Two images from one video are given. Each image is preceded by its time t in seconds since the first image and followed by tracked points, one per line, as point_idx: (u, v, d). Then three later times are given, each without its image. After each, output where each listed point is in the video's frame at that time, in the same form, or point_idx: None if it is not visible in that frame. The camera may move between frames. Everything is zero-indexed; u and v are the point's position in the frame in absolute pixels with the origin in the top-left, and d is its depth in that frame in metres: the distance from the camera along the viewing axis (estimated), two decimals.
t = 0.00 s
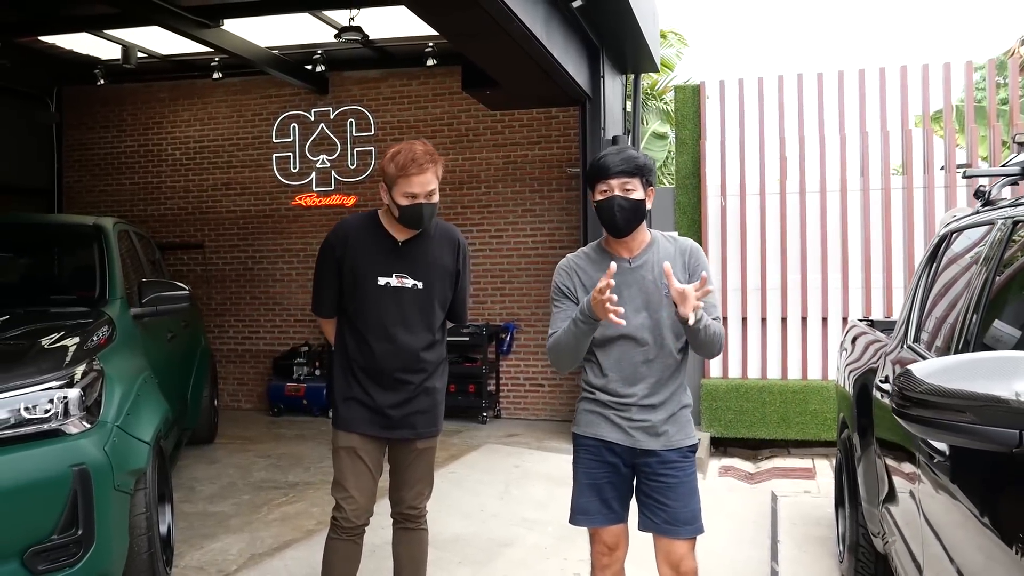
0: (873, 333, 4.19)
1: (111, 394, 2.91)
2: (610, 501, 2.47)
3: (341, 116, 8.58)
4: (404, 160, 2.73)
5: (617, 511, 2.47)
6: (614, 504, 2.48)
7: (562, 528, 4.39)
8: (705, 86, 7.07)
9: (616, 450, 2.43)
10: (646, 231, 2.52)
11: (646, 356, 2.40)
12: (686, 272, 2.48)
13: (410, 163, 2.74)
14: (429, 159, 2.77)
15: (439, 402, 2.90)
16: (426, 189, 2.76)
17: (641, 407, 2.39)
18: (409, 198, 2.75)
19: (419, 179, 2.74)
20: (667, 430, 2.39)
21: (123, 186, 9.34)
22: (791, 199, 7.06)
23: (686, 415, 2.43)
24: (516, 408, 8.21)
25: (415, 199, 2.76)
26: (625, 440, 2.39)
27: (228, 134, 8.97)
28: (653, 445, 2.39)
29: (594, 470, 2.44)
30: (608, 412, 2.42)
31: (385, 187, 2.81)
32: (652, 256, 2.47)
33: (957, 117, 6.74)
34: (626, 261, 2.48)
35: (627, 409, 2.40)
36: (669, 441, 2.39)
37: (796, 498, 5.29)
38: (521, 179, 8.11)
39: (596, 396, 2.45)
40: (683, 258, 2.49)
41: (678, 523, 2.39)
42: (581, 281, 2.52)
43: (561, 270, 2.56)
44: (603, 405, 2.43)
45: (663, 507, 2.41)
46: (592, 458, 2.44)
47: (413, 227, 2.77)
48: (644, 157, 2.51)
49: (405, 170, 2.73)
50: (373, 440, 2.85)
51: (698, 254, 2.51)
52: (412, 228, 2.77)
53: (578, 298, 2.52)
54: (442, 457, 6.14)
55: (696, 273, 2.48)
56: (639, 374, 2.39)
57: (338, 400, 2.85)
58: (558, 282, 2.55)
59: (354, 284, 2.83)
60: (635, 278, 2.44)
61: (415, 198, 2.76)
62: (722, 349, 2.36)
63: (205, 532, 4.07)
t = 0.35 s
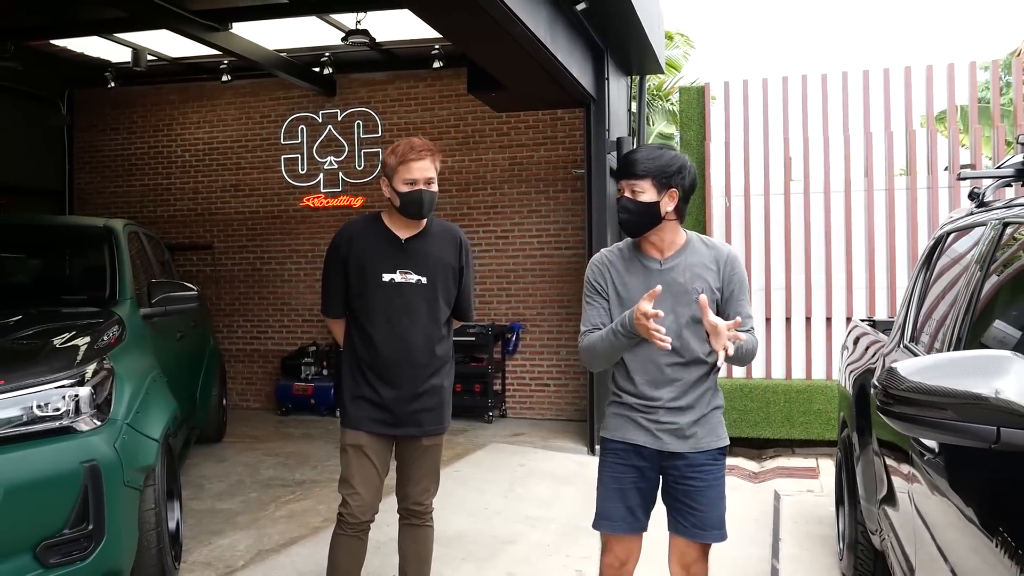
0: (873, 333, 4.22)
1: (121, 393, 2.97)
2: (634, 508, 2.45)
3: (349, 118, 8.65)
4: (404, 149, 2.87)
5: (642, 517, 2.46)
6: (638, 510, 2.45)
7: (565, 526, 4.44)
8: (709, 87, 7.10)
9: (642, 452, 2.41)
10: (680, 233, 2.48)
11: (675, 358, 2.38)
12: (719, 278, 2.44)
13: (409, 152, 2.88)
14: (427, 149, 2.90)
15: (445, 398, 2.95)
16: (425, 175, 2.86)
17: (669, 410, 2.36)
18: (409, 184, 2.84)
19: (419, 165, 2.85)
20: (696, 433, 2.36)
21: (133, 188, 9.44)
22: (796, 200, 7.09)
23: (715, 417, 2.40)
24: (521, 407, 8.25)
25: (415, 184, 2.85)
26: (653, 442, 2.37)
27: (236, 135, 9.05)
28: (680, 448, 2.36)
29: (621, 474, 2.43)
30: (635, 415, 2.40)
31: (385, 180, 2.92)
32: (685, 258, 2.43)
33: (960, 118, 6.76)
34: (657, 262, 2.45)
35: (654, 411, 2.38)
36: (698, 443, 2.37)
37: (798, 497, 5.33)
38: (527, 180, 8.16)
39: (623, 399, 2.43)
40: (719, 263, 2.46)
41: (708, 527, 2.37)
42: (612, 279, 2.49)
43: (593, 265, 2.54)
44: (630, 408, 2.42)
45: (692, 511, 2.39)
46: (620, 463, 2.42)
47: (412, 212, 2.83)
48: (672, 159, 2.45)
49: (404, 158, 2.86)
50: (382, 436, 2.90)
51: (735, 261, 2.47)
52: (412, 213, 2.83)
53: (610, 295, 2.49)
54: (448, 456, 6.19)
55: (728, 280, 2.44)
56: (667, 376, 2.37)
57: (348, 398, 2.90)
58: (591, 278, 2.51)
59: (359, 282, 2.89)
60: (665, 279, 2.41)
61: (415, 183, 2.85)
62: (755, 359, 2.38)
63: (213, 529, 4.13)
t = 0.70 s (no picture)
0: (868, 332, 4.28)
1: (128, 389, 3.05)
2: (648, 500, 2.37)
3: (352, 119, 8.73)
4: (399, 145, 3.00)
5: (655, 512, 2.37)
6: (651, 504, 2.38)
7: (564, 523, 4.50)
8: (709, 89, 7.15)
9: (651, 450, 2.40)
10: (694, 239, 2.40)
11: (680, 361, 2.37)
12: (730, 289, 2.35)
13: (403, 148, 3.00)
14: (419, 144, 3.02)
15: (443, 393, 3.01)
16: (419, 167, 2.96)
17: (676, 409, 2.36)
18: (403, 175, 2.94)
19: (412, 157, 2.96)
20: (703, 435, 2.33)
21: (138, 188, 9.52)
22: (794, 201, 7.14)
23: (726, 420, 2.36)
24: (522, 405, 8.32)
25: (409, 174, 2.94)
26: (659, 441, 2.37)
27: (240, 136, 9.13)
28: (688, 449, 2.35)
29: (632, 466, 2.39)
30: (645, 413, 2.42)
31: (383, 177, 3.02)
32: (695, 265, 2.37)
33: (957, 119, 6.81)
34: (667, 266, 2.41)
35: (662, 410, 2.38)
36: (705, 445, 2.34)
37: (795, 495, 5.39)
38: (527, 181, 8.23)
39: (635, 397, 2.46)
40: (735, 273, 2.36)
41: (708, 529, 2.38)
42: (627, 278, 2.49)
43: (617, 257, 2.54)
44: (641, 406, 2.44)
45: (695, 510, 2.40)
46: (633, 456, 2.40)
47: (409, 203, 2.90)
48: (670, 169, 2.35)
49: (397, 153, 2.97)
50: (381, 431, 2.97)
51: (752, 271, 2.35)
52: (406, 203, 2.90)
53: (627, 292, 2.49)
54: (449, 454, 6.26)
55: (739, 293, 2.34)
56: (674, 378, 2.37)
57: (348, 394, 2.97)
58: (612, 272, 2.53)
59: (359, 281, 2.96)
60: (673, 286, 2.38)
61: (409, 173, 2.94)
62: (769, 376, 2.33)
63: (218, 524, 4.20)
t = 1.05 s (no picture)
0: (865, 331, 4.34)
1: (138, 385, 3.11)
2: (659, 508, 2.41)
3: (355, 119, 8.79)
4: (403, 194, 2.87)
5: (667, 518, 2.42)
6: (663, 511, 2.42)
7: (565, 518, 4.56)
8: (709, 89, 7.21)
9: (657, 456, 2.41)
10: (684, 237, 2.41)
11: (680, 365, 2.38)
12: (719, 288, 2.34)
13: (408, 198, 2.88)
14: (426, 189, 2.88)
15: (447, 394, 3.09)
16: (422, 222, 2.93)
17: (682, 414, 2.37)
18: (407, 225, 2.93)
19: (416, 217, 2.90)
20: (710, 439, 2.35)
21: (143, 188, 9.59)
22: (794, 201, 7.20)
23: (730, 424, 2.39)
24: (524, 403, 8.38)
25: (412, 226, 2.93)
26: (666, 448, 2.38)
27: (244, 137, 9.20)
28: (695, 454, 2.36)
29: (641, 474, 2.41)
30: (649, 419, 2.42)
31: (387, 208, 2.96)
32: (685, 266, 2.38)
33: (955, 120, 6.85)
34: (659, 267, 2.42)
35: (667, 416, 2.38)
36: (712, 450, 2.36)
37: (794, 492, 5.45)
38: (529, 181, 8.29)
39: (638, 403, 2.45)
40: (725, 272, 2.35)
41: (713, 530, 2.42)
42: (619, 282, 2.51)
43: (610, 262, 2.56)
44: (644, 411, 2.44)
45: (701, 512, 2.43)
46: (640, 464, 2.41)
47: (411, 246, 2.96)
48: (663, 164, 2.39)
49: (401, 203, 2.88)
50: (387, 422, 3.03)
51: (742, 268, 2.35)
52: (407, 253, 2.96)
53: (619, 296, 2.51)
54: (452, 451, 6.32)
55: (728, 291, 2.34)
56: (675, 382, 2.38)
57: (354, 388, 3.03)
58: (604, 279, 2.55)
59: (364, 287, 3.02)
60: (663, 288, 2.39)
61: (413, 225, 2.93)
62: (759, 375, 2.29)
63: (224, 518, 4.27)
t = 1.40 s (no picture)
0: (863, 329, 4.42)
1: (151, 381, 3.18)
2: (634, 514, 2.35)
3: (359, 121, 8.87)
4: (409, 153, 3.10)
5: (644, 522, 2.36)
6: (639, 516, 2.36)
7: (568, 513, 4.63)
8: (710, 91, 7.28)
9: (632, 459, 2.33)
10: (655, 226, 2.36)
11: (657, 362, 2.29)
12: (695, 272, 2.29)
13: (414, 156, 3.10)
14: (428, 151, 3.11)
15: (454, 387, 3.16)
16: (429, 179, 3.06)
17: (657, 415, 2.28)
18: (413, 185, 3.06)
19: (422, 168, 3.06)
20: (686, 440, 2.27)
21: (149, 189, 9.67)
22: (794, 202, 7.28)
23: (708, 424, 2.29)
24: (527, 402, 8.46)
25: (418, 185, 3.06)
26: (642, 449, 2.30)
27: (249, 138, 9.27)
28: (671, 455, 2.28)
29: (614, 479, 2.35)
30: (624, 420, 2.34)
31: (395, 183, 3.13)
32: (659, 254, 2.32)
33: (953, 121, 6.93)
34: (632, 259, 2.35)
35: (643, 417, 2.30)
36: (688, 451, 2.27)
37: (793, 488, 5.53)
38: (532, 182, 8.37)
39: (613, 402, 2.37)
40: (699, 256, 2.30)
41: (696, 537, 2.29)
42: (589, 283, 2.42)
43: (577, 265, 2.47)
44: (619, 411, 2.35)
45: (681, 519, 2.31)
46: (614, 468, 2.35)
47: (418, 210, 3.04)
48: (634, 151, 2.35)
49: (409, 159, 3.09)
50: (395, 419, 3.10)
51: (715, 251, 2.30)
52: (416, 212, 3.03)
53: (590, 298, 2.42)
54: (455, 448, 6.40)
55: (705, 274, 2.28)
56: (651, 381, 2.29)
57: (363, 384, 3.10)
58: (572, 283, 2.45)
59: (376, 279, 3.11)
60: (638, 280, 2.31)
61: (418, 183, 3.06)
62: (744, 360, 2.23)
63: (234, 513, 4.35)
